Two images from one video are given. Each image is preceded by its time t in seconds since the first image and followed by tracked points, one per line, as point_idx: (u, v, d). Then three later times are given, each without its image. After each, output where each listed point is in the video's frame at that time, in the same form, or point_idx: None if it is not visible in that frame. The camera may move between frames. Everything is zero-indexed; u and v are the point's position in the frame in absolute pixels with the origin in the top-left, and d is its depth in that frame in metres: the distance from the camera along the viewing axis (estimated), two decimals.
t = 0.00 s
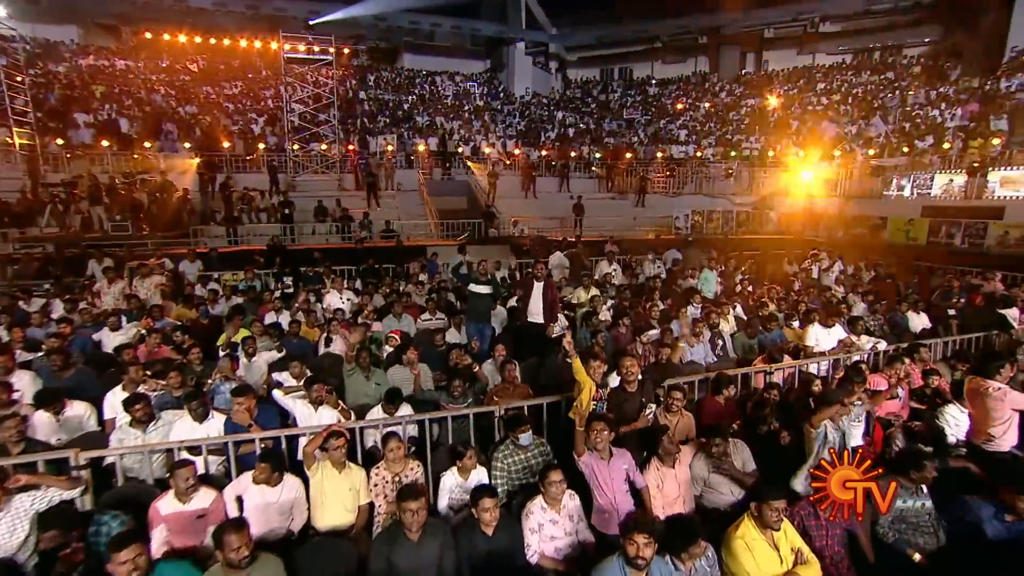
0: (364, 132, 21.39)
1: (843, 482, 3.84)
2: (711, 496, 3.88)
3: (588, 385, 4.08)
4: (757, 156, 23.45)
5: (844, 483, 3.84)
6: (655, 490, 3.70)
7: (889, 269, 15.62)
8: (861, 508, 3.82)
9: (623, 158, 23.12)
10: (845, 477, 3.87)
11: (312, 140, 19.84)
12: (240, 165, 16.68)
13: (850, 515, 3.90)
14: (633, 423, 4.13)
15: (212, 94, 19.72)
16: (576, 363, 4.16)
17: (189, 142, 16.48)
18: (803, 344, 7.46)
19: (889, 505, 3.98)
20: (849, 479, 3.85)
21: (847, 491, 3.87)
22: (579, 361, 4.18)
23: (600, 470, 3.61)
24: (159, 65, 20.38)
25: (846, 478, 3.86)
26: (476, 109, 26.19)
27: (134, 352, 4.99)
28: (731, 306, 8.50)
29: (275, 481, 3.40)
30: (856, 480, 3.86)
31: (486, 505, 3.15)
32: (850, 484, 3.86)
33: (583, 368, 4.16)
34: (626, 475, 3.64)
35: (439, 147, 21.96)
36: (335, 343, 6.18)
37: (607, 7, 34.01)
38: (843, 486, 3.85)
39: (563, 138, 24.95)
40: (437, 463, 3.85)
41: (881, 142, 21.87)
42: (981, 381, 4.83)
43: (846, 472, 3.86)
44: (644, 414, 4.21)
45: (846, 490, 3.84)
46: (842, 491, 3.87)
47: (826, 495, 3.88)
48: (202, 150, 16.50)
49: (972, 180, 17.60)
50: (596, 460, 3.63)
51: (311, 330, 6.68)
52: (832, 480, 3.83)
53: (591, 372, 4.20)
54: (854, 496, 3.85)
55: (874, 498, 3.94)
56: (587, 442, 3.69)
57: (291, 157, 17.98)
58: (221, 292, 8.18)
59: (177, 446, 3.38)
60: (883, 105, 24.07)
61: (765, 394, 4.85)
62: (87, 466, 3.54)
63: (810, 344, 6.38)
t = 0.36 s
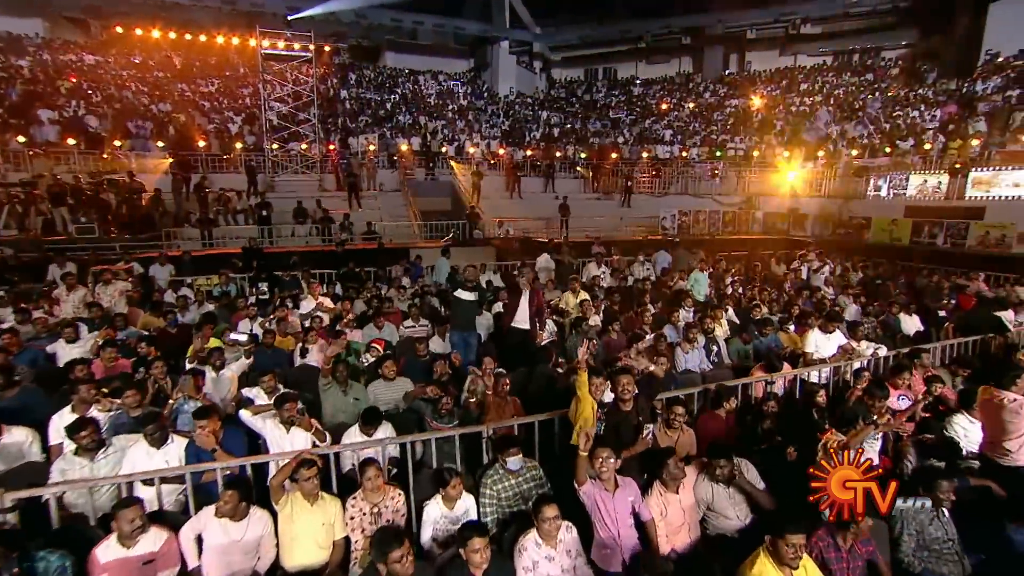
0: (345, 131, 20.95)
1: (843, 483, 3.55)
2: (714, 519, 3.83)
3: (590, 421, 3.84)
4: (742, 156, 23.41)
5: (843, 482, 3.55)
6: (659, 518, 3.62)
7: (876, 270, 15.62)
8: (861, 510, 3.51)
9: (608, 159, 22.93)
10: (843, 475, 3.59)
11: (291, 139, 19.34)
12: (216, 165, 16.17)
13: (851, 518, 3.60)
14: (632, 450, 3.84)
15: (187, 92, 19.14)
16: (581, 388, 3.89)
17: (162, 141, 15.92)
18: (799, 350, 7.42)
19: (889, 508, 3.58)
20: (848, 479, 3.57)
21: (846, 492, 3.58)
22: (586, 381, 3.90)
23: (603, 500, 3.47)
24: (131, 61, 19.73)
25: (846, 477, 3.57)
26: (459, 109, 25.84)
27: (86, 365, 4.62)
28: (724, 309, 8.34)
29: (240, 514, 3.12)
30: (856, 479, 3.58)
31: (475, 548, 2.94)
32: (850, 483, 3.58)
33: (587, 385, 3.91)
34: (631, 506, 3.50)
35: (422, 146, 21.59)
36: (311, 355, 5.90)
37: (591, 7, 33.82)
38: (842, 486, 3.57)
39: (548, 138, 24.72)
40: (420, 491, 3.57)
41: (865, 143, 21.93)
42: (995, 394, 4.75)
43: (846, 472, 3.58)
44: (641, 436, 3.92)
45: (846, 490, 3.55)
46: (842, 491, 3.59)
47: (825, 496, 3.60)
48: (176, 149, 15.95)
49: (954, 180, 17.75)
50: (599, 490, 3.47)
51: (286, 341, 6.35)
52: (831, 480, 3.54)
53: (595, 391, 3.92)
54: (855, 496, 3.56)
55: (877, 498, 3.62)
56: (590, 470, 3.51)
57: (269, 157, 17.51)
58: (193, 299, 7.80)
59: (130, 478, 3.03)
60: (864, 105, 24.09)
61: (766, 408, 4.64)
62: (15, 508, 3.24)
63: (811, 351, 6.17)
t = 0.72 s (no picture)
0: (325, 131, 20.49)
1: (842, 483, 3.68)
2: (722, 551, 3.81)
3: (584, 467, 3.70)
4: (727, 157, 23.33)
5: (843, 482, 3.68)
6: (672, 554, 3.53)
7: (863, 270, 15.61)
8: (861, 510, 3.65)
9: (593, 159, 22.75)
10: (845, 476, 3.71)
11: (270, 138, 18.83)
12: (191, 164, 15.68)
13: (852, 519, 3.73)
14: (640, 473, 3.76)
15: (161, 89, 18.55)
16: (580, 427, 3.75)
17: (133, 139, 15.37)
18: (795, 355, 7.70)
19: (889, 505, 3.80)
20: (848, 479, 3.70)
21: (847, 492, 3.71)
22: (585, 420, 3.77)
23: (623, 544, 3.36)
24: (101, 57, 19.04)
25: (846, 477, 3.70)
26: (443, 108, 25.48)
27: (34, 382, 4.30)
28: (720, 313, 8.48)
29: (197, 559, 2.84)
30: (856, 479, 3.71)
31: None
32: (850, 484, 3.71)
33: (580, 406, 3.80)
34: (647, 550, 3.43)
35: (405, 146, 21.24)
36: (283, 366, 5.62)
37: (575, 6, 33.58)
38: (843, 486, 3.68)
39: (532, 138, 24.48)
40: (402, 522, 3.33)
41: (848, 143, 21.96)
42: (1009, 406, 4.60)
43: (846, 472, 3.71)
44: (647, 457, 3.84)
45: (846, 490, 3.67)
46: (842, 491, 3.72)
47: (826, 496, 3.75)
48: (149, 147, 15.41)
49: (936, 180, 17.88)
50: (618, 535, 3.36)
51: (260, 351, 6.09)
52: (830, 481, 3.68)
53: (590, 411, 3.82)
54: (854, 496, 3.69)
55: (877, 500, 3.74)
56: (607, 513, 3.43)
57: (247, 156, 17.03)
58: (161, 306, 7.47)
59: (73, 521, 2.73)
60: (846, 106, 24.16)
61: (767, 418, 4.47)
62: None
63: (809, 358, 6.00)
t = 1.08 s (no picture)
0: (305, 130, 19.99)
1: (841, 482, 3.83)
2: None
3: (581, 501, 3.68)
4: (713, 157, 23.18)
5: (841, 481, 3.83)
6: None
7: (850, 271, 15.56)
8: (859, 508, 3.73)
9: (578, 160, 22.55)
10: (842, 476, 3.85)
11: (247, 137, 18.36)
12: (164, 165, 15.24)
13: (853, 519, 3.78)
14: (640, 503, 3.68)
15: (132, 86, 17.96)
16: (578, 456, 3.68)
17: (101, 138, 14.85)
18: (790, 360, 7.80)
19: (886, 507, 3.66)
20: (848, 479, 3.83)
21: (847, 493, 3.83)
22: (582, 450, 3.70)
23: None
24: (70, 51, 18.38)
25: (845, 477, 3.84)
26: (426, 107, 25.09)
27: None
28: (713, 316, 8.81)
29: None
30: (856, 479, 3.82)
31: None
32: (850, 484, 3.83)
33: (576, 435, 3.70)
34: None
35: (387, 147, 20.88)
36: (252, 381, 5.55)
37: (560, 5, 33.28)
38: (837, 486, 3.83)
39: (517, 137, 24.21)
40: (382, 561, 3.11)
41: (831, 144, 22.03)
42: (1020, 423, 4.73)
43: (845, 472, 3.86)
44: (655, 487, 3.73)
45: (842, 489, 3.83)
46: (843, 491, 3.85)
47: (827, 496, 3.89)
48: (118, 146, 14.89)
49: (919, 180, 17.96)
50: None
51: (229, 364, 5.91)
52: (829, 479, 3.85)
53: (585, 436, 3.69)
54: (855, 496, 3.79)
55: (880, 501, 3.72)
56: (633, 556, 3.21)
57: (223, 157, 16.57)
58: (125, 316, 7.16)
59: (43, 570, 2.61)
60: (829, 106, 24.17)
61: (770, 430, 4.44)
62: None
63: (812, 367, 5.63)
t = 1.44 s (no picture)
0: (284, 130, 19.50)
1: (842, 481, 4.38)
2: None
3: (578, 542, 3.41)
4: (698, 158, 22.99)
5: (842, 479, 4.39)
6: None
7: (839, 274, 15.49)
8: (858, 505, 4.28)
9: (563, 161, 22.34)
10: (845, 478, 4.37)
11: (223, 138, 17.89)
12: (135, 165, 14.80)
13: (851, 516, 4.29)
14: (644, 541, 3.61)
15: (102, 83, 17.38)
16: (578, 490, 3.43)
17: (67, 137, 14.33)
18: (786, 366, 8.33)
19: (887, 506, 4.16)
20: (848, 478, 4.39)
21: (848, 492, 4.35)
22: (584, 484, 3.46)
23: None
24: (35, 47, 17.72)
25: (846, 476, 4.40)
26: (409, 108, 24.69)
27: None
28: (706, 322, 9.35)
29: None
30: (855, 480, 4.38)
31: None
32: (850, 484, 4.37)
33: (577, 469, 3.48)
34: None
35: (369, 148, 20.50)
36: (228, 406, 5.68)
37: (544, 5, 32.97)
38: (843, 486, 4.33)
39: (501, 138, 23.93)
40: None
41: (814, 145, 22.01)
42: None
43: (847, 472, 4.42)
44: (660, 522, 3.66)
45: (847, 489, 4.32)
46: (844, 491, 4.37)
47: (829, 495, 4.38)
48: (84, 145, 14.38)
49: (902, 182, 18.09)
50: None
51: (197, 379, 6.02)
52: (831, 477, 4.40)
53: (587, 469, 3.51)
54: (854, 495, 4.34)
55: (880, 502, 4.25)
56: None
57: (199, 157, 16.12)
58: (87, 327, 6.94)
59: None
60: (813, 108, 24.16)
61: (780, 453, 4.44)
62: None
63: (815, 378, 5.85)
